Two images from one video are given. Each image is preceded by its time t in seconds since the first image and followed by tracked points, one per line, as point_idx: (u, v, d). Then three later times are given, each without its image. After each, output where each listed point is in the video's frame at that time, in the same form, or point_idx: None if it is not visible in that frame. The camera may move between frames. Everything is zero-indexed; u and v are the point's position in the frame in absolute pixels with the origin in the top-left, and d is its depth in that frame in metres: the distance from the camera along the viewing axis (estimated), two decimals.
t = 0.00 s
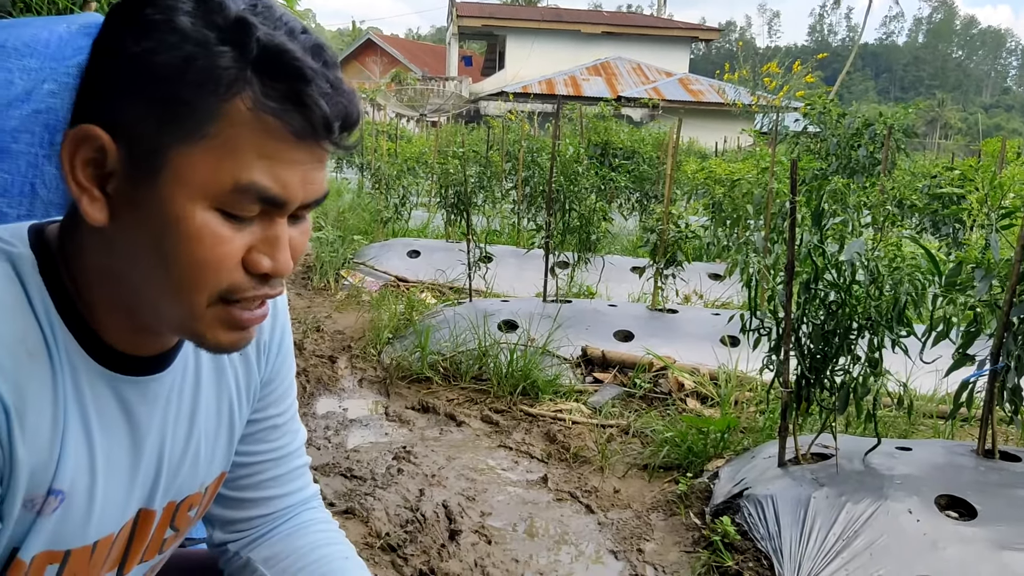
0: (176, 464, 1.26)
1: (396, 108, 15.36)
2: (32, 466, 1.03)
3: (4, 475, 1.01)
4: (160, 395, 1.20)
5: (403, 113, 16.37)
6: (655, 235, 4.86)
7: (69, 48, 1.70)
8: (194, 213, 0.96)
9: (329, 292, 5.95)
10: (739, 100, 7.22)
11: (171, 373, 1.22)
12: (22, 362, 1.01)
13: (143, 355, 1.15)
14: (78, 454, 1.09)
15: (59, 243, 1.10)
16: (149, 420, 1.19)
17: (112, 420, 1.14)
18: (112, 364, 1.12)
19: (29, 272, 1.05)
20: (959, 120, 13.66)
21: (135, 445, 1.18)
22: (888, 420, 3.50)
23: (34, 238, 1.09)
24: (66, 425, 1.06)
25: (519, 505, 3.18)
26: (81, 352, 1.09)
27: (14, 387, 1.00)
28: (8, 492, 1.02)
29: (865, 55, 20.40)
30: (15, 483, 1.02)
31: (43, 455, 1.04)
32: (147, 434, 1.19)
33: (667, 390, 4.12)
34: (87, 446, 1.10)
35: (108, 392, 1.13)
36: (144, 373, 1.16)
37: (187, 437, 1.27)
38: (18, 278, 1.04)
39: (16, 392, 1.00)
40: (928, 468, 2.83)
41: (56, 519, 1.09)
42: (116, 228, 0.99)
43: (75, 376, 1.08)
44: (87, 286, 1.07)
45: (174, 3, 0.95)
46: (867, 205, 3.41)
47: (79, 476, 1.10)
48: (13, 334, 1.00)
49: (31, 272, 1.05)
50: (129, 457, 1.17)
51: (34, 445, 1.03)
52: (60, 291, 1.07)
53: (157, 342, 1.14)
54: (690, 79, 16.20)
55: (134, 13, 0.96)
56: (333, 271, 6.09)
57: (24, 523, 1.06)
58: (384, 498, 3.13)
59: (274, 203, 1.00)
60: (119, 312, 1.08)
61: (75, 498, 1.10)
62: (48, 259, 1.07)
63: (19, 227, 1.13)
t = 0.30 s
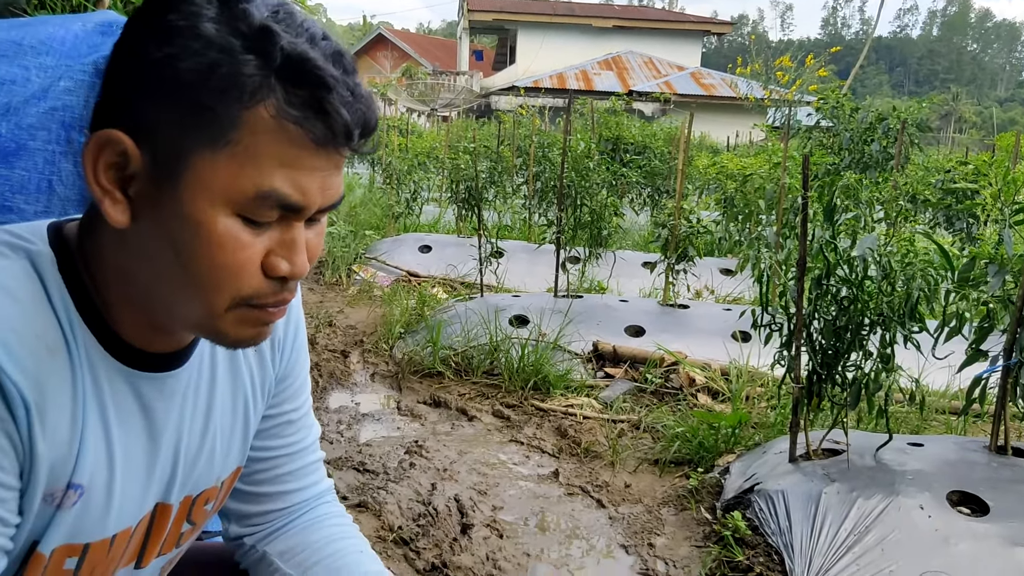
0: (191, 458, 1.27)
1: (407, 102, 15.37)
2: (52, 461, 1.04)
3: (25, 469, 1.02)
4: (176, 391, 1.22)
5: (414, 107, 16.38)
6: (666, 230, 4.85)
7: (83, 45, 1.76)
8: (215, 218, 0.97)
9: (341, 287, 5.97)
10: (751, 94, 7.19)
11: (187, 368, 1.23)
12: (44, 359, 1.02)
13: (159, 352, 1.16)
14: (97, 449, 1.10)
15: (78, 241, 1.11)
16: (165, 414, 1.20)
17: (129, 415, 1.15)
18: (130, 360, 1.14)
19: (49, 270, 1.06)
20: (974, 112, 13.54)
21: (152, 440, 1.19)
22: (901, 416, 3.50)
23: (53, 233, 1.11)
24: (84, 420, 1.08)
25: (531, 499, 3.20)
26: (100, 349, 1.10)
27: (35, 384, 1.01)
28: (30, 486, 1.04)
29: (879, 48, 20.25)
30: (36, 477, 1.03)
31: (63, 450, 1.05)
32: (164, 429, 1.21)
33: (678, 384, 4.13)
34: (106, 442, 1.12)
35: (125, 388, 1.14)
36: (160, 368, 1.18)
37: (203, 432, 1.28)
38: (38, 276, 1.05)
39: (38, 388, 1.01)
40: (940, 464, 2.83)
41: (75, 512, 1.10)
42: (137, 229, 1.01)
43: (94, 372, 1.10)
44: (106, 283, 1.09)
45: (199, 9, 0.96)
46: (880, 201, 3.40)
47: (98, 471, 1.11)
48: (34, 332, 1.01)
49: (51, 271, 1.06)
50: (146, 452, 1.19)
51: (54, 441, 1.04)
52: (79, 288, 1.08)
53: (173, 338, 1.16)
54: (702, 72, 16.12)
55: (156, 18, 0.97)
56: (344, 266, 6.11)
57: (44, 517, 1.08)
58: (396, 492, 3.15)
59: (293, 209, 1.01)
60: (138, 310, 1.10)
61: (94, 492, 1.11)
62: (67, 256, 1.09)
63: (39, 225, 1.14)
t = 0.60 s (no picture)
0: (200, 456, 1.28)
1: (413, 101, 15.40)
2: (62, 458, 1.05)
3: (35, 467, 1.02)
4: (185, 389, 1.22)
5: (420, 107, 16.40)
6: (673, 229, 4.85)
7: (90, 43, 1.76)
8: (213, 217, 0.97)
9: (347, 285, 5.98)
10: (758, 93, 7.19)
11: (196, 366, 1.23)
12: (54, 358, 1.02)
13: (169, 351, 1.16)
14: (106, 447, 1.11)
15: (87, 239, 1.11)
16: (174, 413, 1.21)
17: (138, 413, 1.16)
18: (139, 358, 1.14)
19: (58, 267, 1.07)
20: (982, 111, 13.49)
21: (160, 438, 1.20)
22: (908, 415, 3.49)
23: (63, 231, 1.12)
24: (94, 418, 1.08)
25: (537, 497, 3.20)
26: (109, 347, 1.11)
27: (45, 381, 1.01)
28: (40, 483, 1.04)
29: (886, 48, 20.18)
30: (46, 474, 1.03)
31: (72, 448, 1.06)
32: (172, 428, 1.21)
33: (684, 383, 4.13)
34: (115, 439, 1.12)
35: (134, 386, 1.14)
36: (170, 367, 1.18)
37: (211, 431, 1.29)
38: (48, 274, 1.06)
39: (48, 387, 1.01)
40: (947, 463, 2.82)
41: (86, 510, 1.11)
42: (139, 226, 1.01)
43: (103, 369, 1.10)
44: (111, 281, 1.09)
45: (207, 7, 0.97)
46: (887, 199, 3.39)
47: (108, 468, 1.12)
48: (43, 330, 1.02)
49: (60, 267, 1.07)
50: (154, 449, 1.19)
51: (64, 439, 1.04)
52: (88, 285, 1.08)
53: (183, 337, 1.16)
54: (708, 71, 16.10)
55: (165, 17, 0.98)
56: (351, 264, 6.12)
57: (54, 515, 1.08)
58: (402, 489, 3.15)
59: (291, 210, 1.01)
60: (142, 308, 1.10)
61: (104, 489, 1.12)
62: (77, 253, 1.09)
63: (50, 223, 1.15)
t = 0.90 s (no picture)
0: (216, 459, 1.27)
1: (421, 103, 15.44)
2: (79, 461, 1.04)
3: (53, 469, 1.01)
4: (201, 392, 1.21)
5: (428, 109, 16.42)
6: (682, 231, 4.84)
7: (103, 46, 1.76)
8: (191, 195, 0.95)
9: (356, 288, 5.98)
10: (767, 96, 7.18)
11: (213, 370, 1.23)
12: (71, 360, 1.02)
13: (184, 354, 1.15)
14: (123, 449, 1.10)
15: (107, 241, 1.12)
16: (190, 416, 1.20)
17: (155, 416, 1.15)
18: (156, 361, 1.13)
19: (75, 270, 1.06)
20: (991, 113, 13.46)
21: (176, 440, 1.19)
22: (920, 419, 3.48)
23: (83, 239, 1.11)
24: (111, 420, 1.07)
25: (546, 501, 3.19)
26: (126, 350, 1.10)
27: (62, 384, 1.00)
28: (57, 486, 1.03)
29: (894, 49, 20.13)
30: (64, 477, 1.02)
31: (89, 450, 1.05)
32: (188, 430, 1.20)
33: (694, 387, 4.12)
34: (131, 441, 1.11)
35: (152, 389, 1.14)
36: (185, 370, 1.17)
37: (227, 434, 1.28)
38: (65, 277, 1.05)
39: (65, 389, 1.00)
40: (960, 467, 2.81)
41: (102, 512, 1.10)
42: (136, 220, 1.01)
43: (120, 372, 1.09)
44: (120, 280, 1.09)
45: None
46: (899, 203, 3.38)
47: (125, 471, 1.11)
48: (61, 333, 1.01)
49: (78, 271, 1.06)
50: (170, 453, 1.18)
51: (81, 442, 1.04)
52: (105, 284, 1.08)
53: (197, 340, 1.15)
54: (715, 72, 16.09)
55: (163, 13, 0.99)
56: (360, 267, 6.12)
57: (71, 517, 1.07)
58: (413, 493, 3.15)
59: (271, 186, 0.98)
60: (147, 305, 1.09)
61: (121, 491, 1.11)
62: (95, 256, 1.09)
63: (71, 227, 1.16)
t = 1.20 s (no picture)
0: (226, 451, 1.26)
1: (427, 99, 15.44)
2: (89, 451, 1.04)
3: (64, 460, 1.01)
4: (212, 384, 1.20)
5: (434, 105, 16.41)
6: (690, 227, 4.83)
7: (111, 40, 1.79)
8: (170, 153, 0.97)
9: (363, 284, 5.98)
10: (774, 91, 7.16)
11: (224, 361, 1.22)
12: (82, 351, 1.01)
13: (193, 344, 1.15)
14: (134, 439, 1.09)
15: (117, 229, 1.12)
16: (201, 407, 1.19)
17: (166, 406, 1.14)
18: (165, 351, 1.12)
19: (86, 259, 1.06)
20: (1000, 110, 13.41)
21: (186, 432, 1.18)
22: (929, 414, 3.47)
23: (96, 232, 1.10)
24: (122, 412, 1.07)
25: (554, 496, 3.19)
26: (137, 340, 1.09)
27: (74, 373, 1.00)
28: (68, 477, 1.03)
29: (901, 45, 20.05)
30: (75, 467, 1.02)
31: (100, 440, 1.05)
32: (199, 421, 1.19)
33: (702, 382, 4.11)
34: (141, 432, 1.10)
35: (162, 379, 1.13)
36: (194, 361, 1.16)
37: (237, 425, 1.27)
38: (76, 266, 1.05)
39: (76, 378, 1.00)
40: (970, 464, 2.80)
41: (112, 503, 1.09)
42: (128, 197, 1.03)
43: (131, 362, 1.09)
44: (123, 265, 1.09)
45: None
46: (909, 197, 3.37)
47: (134, 461, 1.10)
48: (72, 324, 1.00)
49: (89, 260, 1.06)
50: (180, 445, 1.17)
51: (92, 432, 1.03)
52: (114, 271, 1.07)
53: (203, 329, 1.14)
54: (722, 69, 16.05)
55: None
56: (367, 263, 6.11)
57: (81, 508, 1.07)
58: (420, 489, 3.15)
59: (247, 141, 1.00)
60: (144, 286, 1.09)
61: (131, 482, 1.10)
62: (108, 244, 1.09)
63: (84, 217, 1.16)
